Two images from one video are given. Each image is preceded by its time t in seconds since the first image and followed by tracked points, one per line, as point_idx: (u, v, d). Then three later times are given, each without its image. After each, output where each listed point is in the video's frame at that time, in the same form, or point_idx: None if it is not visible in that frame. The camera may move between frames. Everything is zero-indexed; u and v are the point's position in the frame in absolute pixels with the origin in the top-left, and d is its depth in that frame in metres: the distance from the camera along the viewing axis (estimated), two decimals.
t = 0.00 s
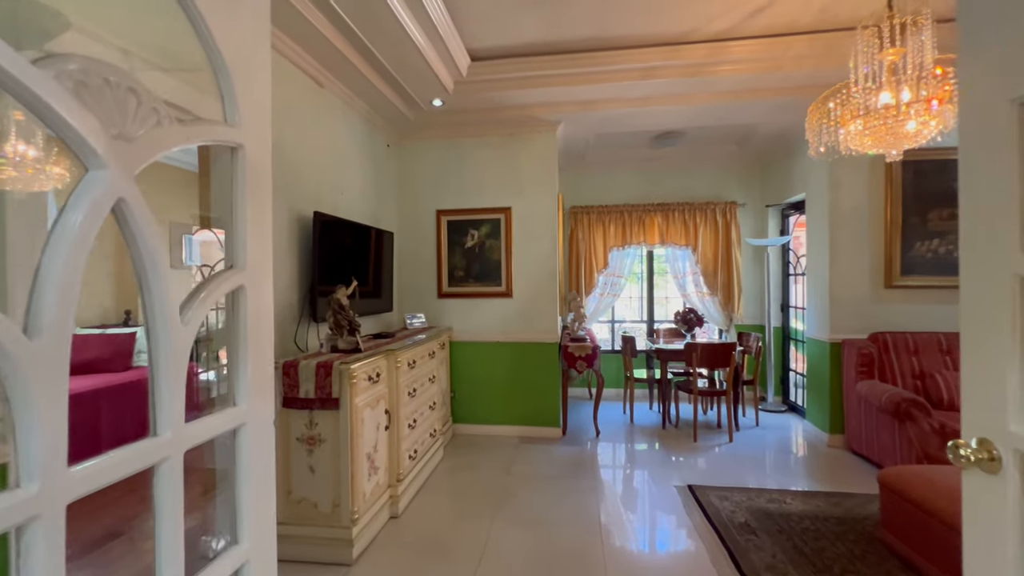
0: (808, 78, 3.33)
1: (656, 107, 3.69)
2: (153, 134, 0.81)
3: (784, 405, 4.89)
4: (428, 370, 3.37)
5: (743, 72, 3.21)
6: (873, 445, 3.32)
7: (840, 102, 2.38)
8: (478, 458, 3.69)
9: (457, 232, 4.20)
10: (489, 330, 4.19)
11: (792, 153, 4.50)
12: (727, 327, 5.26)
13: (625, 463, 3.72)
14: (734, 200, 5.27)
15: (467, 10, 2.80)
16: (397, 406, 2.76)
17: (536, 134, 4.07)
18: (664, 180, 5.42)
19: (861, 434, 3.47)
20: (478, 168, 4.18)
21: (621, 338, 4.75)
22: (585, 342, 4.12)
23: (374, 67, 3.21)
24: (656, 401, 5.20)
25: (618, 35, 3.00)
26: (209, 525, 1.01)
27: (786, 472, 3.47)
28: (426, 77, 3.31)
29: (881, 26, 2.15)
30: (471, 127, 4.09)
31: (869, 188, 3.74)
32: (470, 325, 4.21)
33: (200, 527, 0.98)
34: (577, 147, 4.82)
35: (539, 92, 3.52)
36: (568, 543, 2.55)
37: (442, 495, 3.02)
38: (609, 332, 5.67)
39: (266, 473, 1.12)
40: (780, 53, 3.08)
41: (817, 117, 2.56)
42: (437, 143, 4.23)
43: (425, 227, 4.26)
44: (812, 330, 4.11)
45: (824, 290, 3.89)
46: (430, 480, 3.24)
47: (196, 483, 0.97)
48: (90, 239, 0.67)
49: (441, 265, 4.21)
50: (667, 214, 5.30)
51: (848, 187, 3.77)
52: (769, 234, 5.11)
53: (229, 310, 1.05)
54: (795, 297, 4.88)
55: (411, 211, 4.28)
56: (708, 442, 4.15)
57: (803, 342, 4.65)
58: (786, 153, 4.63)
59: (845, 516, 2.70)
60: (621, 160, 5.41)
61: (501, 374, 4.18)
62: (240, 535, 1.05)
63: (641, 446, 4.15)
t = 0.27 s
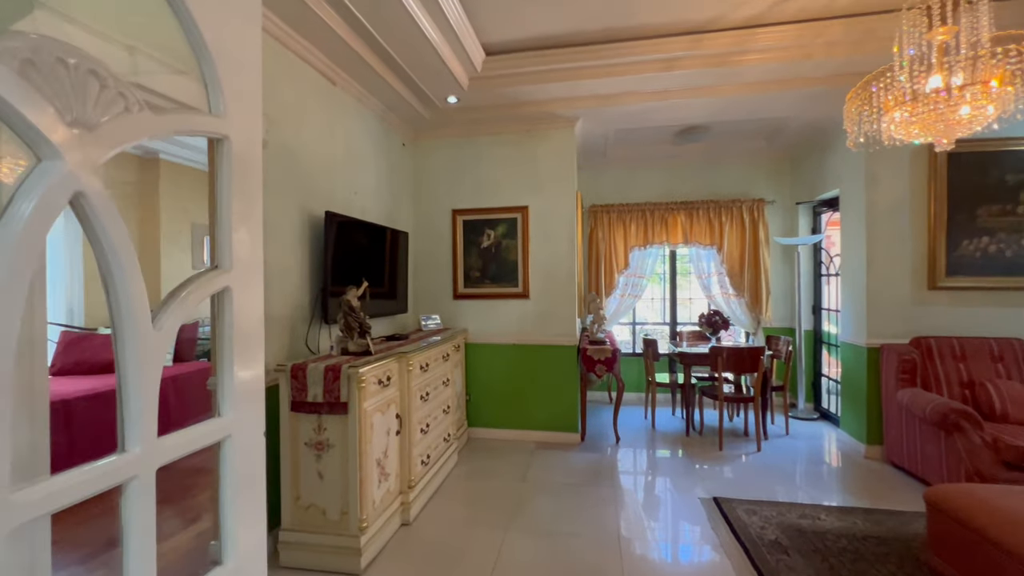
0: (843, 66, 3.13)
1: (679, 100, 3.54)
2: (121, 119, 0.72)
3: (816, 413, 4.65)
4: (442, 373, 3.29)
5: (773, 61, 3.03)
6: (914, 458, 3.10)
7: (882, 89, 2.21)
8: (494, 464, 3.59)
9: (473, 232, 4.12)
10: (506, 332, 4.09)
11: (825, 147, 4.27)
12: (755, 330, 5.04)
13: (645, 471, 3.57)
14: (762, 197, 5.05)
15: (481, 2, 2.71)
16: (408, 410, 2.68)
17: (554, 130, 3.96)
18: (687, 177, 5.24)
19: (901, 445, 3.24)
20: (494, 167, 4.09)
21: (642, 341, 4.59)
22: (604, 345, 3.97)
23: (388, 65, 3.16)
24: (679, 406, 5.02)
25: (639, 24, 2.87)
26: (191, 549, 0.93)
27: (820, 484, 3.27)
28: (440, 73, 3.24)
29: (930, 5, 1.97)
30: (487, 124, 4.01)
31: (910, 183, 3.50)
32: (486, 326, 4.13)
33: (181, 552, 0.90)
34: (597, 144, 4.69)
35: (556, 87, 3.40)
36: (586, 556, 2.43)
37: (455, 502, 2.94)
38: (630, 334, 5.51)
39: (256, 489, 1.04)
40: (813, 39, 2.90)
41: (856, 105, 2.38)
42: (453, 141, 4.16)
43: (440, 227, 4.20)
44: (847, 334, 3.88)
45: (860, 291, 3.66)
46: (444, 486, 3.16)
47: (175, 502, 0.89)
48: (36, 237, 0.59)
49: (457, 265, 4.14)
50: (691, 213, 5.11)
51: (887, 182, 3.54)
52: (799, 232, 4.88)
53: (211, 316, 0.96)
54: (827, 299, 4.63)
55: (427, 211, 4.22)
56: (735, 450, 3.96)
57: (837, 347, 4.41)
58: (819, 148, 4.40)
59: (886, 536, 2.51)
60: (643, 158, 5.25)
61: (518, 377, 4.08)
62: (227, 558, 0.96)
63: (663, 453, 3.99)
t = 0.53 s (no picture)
0: (872, 54, 2.94)
1: (696, 95, 3.39)
2: (57, 104, 0.68)
3: (843, 422, 4.43)
4: (449, 377, 3.21)
5: (797, 51, 2.87)
6: (952, 474, 2.89)
7: (918, 74, 2.07)
8: (503, 470, 3.49)
9: (483, 233, 4.04)
10: (516, 335, 3.99)
11: (852, 142, 4.06)
12: (777, 334, 4.84)
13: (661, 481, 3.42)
14: (785, 196, 4.84)
15: None
16: (412, 416, 2.61)
17: (566, 128, 3.86)
18: (706, 176, 5.06)
19: (937, 459, 3.03)
20: (504, 166, 4.00)
21: (659, 345, 4.44)
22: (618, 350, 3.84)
23: (394, 63, 3.10)
24: (697, 413, 4.85)
25: (653, 14, 2.74)
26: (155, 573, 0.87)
27: (848, 499, 3.08)
28: (448, 70, 3.16)
29: None
30: (497, 122, 3.92)
31: (946, 178, 3.29)
32: (496, 329, 4.03)
33: None
34: (611, 142, 4.56)
35: (567, 82, 3.30)
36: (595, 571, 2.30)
37: (461, 511, 2.85)
38: (646, 338, 5.36)
39: (226, 506, 0.97)
40: (839, 26, 2.73)
41: (891, 91, 2.24)
42: (463, 141, 4.09)
43: (450, 228, 4.13)
44: (876, 339, 3.67)
45: (891, 294, 3.45)
46: (450, 493, 3.07)
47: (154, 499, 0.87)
48: None
49: (467, 267, 4.06)
50: (710, 212, 4.94)
51: (920, 179, 3.33)
52: (825, 232, 4.66)
53: (176, 318, 0.91)
54: (855, 303, 4.41)
55: (436, 212, 4.16)
56: (756, 461, 3.78)
57: (865, 352, 4.19)
58: (846, 143, 4.19)
59: (922, 559, 2.32)
60: (659, 156, 5.10)
61: (529, 382, 3.98)
62: None
63: (679, 461, 3.83)
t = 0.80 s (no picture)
0: (893, 43, 2.79)
1: (705, 88, 3.27)
2: None
3: (860, 428, 4.26)
4: (450, 381, 3.12)
5: (812, 40, 2.73)
6: (980, 486, 2.73)
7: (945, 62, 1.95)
8: (506, 477, 3.39)
9: (485, 233, 3.95)
10: (520, 338, 3.89)
11: (870, 137, 3.90)
12: (791, 337, 4.68)
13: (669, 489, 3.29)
14: (799, 193, 4.68)
15: None
16: (409, 422, 2.52)
17: (570, 125, 3.75)
18: (716, 173, 4.92)
19: (963, 470, 2.87)
20: (508, 164, 3.90)
21: (667, 348, 4.30)
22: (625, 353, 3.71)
23: (393, 60, 3.01)
24: (707, 417, 4.70)
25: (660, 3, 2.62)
26: None
27: (867, 511, 2.93)
28: (447, 66, 3.07)
29: None
30: (500, 119, 3.83)
31: (971, 174, 3.12)
32: (499, 332, 3.94)
33: None
34: (617, 139, 4.44)
35: (571, 77, 3.18)
36: None
37: (460, 520, 2.75)
38: (655, 340, 5.22)
39: (183, 532, 0.88)
40: (857, 13, 2.58)
41: (913, 81, 2.13)
42: (465, 139, 4.00)
43: (453, 228, 4.04)
44: (896, 343, 3.51)
45: (913, 295, 3.28)
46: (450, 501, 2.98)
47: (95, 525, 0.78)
48: None
49: (469, 268, 3.97)
50: (720, 211, 4.79)
51: (943, 174, 3.17)
52: (841, 231, 4.49)
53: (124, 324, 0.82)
54: (873, 304, 4.24)
55: (438, 211, 4.07)
56: (769, 468, 3.64)
57: (884, 356, 4.02)
58: (863, 138, 4.02)
59: None
60: (668, 153, 4.96)
61: (533, 385, 3.87)
62: None
63: (689, 468, 3.70)
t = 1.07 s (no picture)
0: (907, 30, 2.67)
1: (710, 80, 3.16)
2: None
3: (871, 431, 4.15)
4: (447, 383, 3.02)
5: (822, 27, 2.62)
6: (1001, 493, 2.61)
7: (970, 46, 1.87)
8: (505, 482, 3.29)
9: (484, 231, 3.84)
10: (520, 339, 3.78)
11: (880, 131, 3.78)
12: (798, 337, 4.56)
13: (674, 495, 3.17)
14: (806, 190, 4.56)
15: None
16: (403, 428, 2.41)
17: (571, 119, 3.64)
18: (721, 169, 4.80)
19: (982, 476, 2.75)
20: (507, 160, 3.80)
21: (671, 349, 4.19)
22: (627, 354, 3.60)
23: (387, 52, 2.91)
24: (712, 420, 4.59)
25: None
26: None
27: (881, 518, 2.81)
28: (443, 58, 2.97)
29: None
30: (499, 114, 3.73)
31: (987, 167, 3.01)
32: (498, 332, 3.83)
33: None
34: (619, 134, 4.33)
35: (571, 68, 3.08)
36: None
37: (457, 528, 2.64)
38: (658, 341, 5.11)
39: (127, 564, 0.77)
40: None
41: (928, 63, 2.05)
42: (463, 135, 3.90)
43: (451, 226, 3.94)
44: (909, 343, 3.39)
45: (927, 294, 3.17)
46: (448, 509, 2.87)
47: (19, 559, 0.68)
48: None
49: (467, 267, 3.87)
50: (725, 208, 4.68)
51: (958, 168, 3.05)
52: (849, 228, 4.37)
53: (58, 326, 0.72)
54: (884, 303, 4.12)
55: (436, 209, 3.97)
56: (777, 473, 3.52)
57: (896, 357, 3.90)
58: (872, 132, 3.90)
59: None
60: (671, 149, 4.85)
61: (533, 387, 3.76)
62: None
63: (694, 473, 3.58)
